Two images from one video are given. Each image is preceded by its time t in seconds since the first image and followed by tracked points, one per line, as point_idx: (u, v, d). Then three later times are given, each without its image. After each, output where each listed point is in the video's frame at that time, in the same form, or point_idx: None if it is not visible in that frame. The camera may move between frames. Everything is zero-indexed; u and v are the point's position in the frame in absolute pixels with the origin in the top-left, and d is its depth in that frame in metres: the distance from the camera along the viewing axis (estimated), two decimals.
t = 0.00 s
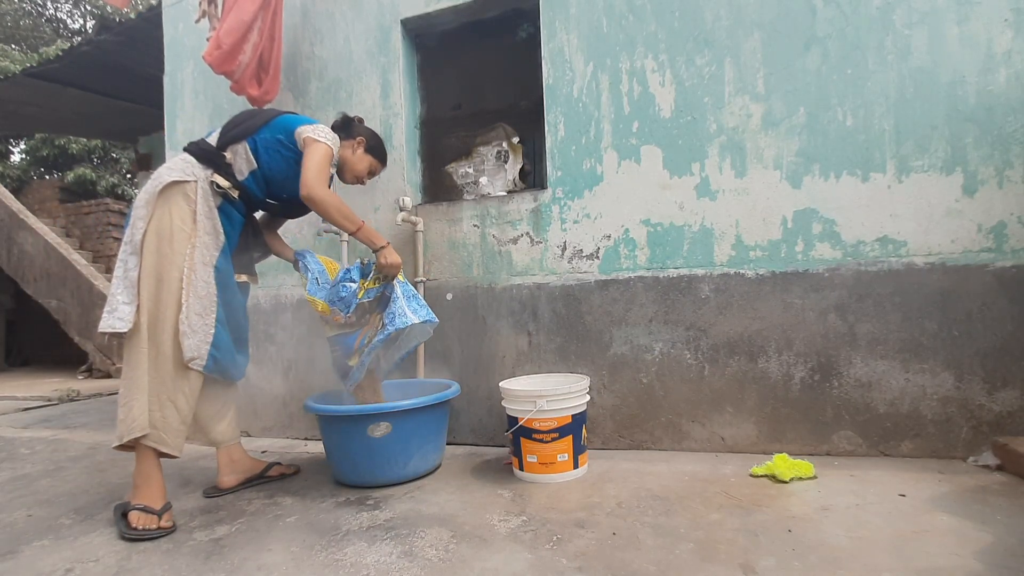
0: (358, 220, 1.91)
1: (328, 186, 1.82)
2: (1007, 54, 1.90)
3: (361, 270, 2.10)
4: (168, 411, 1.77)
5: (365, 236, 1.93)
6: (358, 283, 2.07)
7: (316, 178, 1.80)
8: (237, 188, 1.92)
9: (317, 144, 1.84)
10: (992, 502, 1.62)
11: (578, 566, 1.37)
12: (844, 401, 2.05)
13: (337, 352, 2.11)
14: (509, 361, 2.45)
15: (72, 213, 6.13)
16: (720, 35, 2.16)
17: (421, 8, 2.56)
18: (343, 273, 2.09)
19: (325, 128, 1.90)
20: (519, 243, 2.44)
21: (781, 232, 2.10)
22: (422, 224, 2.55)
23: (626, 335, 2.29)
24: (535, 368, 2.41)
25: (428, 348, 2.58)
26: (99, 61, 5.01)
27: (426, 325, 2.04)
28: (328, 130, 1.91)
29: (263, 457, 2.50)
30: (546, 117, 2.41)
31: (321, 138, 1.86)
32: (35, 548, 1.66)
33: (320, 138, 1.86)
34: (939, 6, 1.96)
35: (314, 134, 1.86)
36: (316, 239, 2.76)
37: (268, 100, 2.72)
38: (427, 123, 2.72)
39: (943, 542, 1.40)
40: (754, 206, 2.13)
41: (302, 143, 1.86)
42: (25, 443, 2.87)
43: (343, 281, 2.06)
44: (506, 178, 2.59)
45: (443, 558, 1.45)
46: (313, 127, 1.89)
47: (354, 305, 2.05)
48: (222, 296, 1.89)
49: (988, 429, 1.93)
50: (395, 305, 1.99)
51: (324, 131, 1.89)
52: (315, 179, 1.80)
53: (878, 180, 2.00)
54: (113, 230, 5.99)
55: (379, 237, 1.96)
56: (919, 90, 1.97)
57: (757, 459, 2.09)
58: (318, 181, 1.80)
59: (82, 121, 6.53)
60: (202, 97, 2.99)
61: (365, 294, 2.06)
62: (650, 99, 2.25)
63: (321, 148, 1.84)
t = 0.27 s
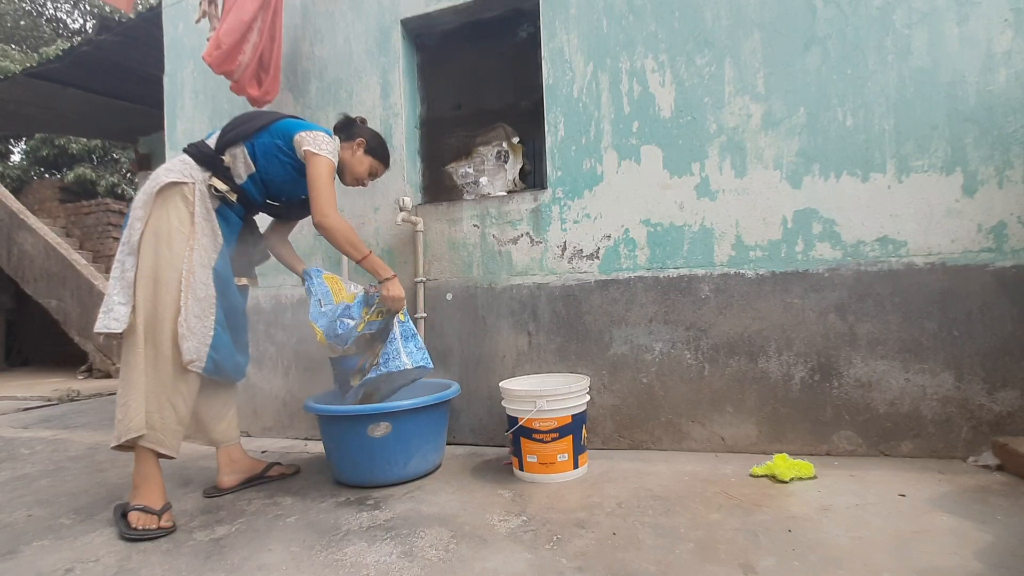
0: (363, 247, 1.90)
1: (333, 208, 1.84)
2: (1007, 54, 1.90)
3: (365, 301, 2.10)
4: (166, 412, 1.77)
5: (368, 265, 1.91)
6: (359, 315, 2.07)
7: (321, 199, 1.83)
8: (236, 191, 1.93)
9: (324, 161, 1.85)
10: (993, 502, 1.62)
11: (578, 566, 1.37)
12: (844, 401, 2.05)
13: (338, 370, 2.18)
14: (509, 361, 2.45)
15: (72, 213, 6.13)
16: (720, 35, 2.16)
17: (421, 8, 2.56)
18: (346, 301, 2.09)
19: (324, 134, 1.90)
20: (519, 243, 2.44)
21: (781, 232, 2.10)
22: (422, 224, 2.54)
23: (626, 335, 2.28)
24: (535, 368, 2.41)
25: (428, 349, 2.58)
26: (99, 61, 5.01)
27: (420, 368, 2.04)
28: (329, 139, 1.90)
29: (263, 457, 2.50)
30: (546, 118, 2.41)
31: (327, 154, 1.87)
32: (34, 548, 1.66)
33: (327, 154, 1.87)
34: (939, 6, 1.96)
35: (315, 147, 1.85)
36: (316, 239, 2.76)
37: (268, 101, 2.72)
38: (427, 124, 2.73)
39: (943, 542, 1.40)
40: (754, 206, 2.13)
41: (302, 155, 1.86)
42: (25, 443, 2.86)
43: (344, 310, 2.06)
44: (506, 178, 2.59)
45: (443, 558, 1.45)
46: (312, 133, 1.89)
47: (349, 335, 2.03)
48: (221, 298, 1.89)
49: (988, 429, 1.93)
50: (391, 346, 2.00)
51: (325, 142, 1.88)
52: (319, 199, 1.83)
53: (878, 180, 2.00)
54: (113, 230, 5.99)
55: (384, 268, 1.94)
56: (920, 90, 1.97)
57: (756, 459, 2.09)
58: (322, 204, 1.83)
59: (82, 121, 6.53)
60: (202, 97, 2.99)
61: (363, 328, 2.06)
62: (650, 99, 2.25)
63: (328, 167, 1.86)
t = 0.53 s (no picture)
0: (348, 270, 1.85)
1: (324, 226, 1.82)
2: (1007, 54, 1.90)
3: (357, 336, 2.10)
4: (167, 413, 1.77)
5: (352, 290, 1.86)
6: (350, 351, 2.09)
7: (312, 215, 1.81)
8: (233, 194, 1.93)
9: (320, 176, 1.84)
10: (993, 502, 1.62)
11: (578, 566, 1.37)
12: (844, 401, 2.05)
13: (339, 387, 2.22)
14: (509, 361, 2.45)
15: (72, 213, 6.13)
16: (720, 35, 2.16)
17: (421, 8, 2.56)
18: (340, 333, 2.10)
19: (321, 142, 1.88)
20: (519, 243, 2.44)
21: (781, 232, 2.10)
22: (422, 224, 2.54)
23: (626, 335, 2.29)
24: (535, 368, 2.41)
25: (428, 349, 2.58)
26: (99, 61, 5.01)
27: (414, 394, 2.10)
28: (325, 148, 1.88)
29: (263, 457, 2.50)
30: (546, 118, 2.41)
31: (324, 166, 1.85)
32: (34, 548, 1.66)
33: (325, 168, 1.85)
34: (939, 6, 1.96)
35: (311, 157, 1.83)
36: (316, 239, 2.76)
37: (269, 102, 2.74)
38: (427, 124, 2.73)
39: (943, 542, 1.40)
40: (754, 206, 2.13)
41: (297, 163, 1.85)
42: (25, 443, 2.86)
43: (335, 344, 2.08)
44: (506, 178, 2.59)
45: (443, 558, 1.45)
46: (309, 140, 1.87)
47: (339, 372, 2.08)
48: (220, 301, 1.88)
49: (988, 429, 1.93)
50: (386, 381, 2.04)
51: (320, 151, 1.86)
52: (311, 215, 1.81)
53: (878, 180, 2.00)
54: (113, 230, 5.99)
55: (367, 297, 1.88)
56: (919, 90, 1.97)
57: (756, 459, 2.09)
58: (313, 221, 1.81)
59: (82, 121, 6.53)
60: (202, 97, 2.98)
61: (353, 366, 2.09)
62: (650, 99, 2.25)
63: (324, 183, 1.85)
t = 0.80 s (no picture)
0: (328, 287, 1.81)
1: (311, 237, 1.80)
2: (1007, 54, 1.90)
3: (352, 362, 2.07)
4: (166, 416, 1.78)
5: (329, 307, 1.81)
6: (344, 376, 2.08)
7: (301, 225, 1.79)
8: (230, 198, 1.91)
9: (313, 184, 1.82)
10: (993, 502, 1.62)
11: (578, 566, 1.37)
12: (844, 401, 2.05)
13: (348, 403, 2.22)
14: (509, 361, 2.45)
15: (72, 213, 6.13)
16: (720, 35, 2.16)
17: (421, 8, 2.56)
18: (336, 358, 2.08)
19: (318, 150, 1.87)
20: (519, 243, 2.44)
21: (781, 232, 2.10)
22: (422, 224, 2.54)
23: (626, 335, 2.28)
24: (535, 368, 2.41)
25: (428, 349, 2.57)
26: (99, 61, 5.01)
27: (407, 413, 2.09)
28: (321, 157, 1.86)
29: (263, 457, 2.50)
30: (546, 118, 2.41)
31: (318, 175, 1.83)
32: (34, 548, 1.66)
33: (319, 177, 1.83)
34: (938, 6, 1.96)
35: (305, 166, 1.81)
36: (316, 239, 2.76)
37: (269, 102, 2.74)
38: (427, 124, 2.73)
39: (943, 542, 1.40)
40: (754, 206, 2.13)
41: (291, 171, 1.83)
42: (25, 443, 2.86)
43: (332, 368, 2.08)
44: (506, 178, 2.59)
45: (443, 558, 1.45)
46: (305, 148, 1.85)
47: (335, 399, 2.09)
48: (220, 304, 1.87)
49: (988, 429, 1.93)
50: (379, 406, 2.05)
51: (315, 161, 1.83)
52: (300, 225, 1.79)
53: (878, 180, 2.00)
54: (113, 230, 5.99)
55: (344, 316, 1.83)
56: (920, 90, 1.97)
57: (756, 459, 2.09)
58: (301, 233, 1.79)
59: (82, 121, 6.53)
60: (202, 97, 2.98)
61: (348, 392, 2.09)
62: (650, 99, 2.25)
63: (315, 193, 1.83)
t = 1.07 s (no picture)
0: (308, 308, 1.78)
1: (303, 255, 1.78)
2: (1007, 54, 1.90)
3: (364, 390, 2.07)
4: (167, 422, 1.78)
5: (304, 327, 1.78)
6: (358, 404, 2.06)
7: (294, 239, 1.77)
8: (226, 205, 1.91)
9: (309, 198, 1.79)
10: (993, 503, 1.62)
11: (578, 566, 1.37)
12: (844, 401, 2.05)
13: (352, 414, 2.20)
14: (509, 361, 2.45)
15: (72, 213, 6.13)
16: (720, 35, 2.16)
17: (421, 8, 2.56)
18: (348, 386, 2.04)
19: (315, 161, 1.84)
20: (519, 243, 2.44)
21: (781, 232, 2.10)
22: (422, 225, 2.54)
23: (626, 335, 2.28)
24: (535, 368, 2.41)
25: (428, 349, 2.57)
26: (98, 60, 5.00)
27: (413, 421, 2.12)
28: (319, 168, 1.84)
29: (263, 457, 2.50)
30: (546, 118, 2.41)
31: (313, 188, 1.81)
32: (34, 548, 1.66)
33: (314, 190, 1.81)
34: (938, 6, 1.96)
35: (301, 178, 1.79)
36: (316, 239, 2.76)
37: (268, 101, 2.74)
38: (427, 123, 2.73)
39: (943, 542, 1.40)
40: (754, 206, 2.13)
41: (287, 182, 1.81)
42: (25, 443, 2.86)
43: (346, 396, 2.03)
44: (506, 178, 2.59)
45: (443, 558, 1.45)
46: (302, 159, 1.82)
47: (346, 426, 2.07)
48: (220, 310, 1.87)
49: (988, 429, 1.93)
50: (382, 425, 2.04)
51: (311, 173, 1.81)
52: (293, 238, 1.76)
53: (878, 180, 2.00)
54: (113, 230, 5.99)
55: (314, 338, 1.79)
56: (920, 90, 1.97)
57: (756, 459, 2.09)
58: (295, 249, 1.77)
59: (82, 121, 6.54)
60: (202, 97, 2.99)
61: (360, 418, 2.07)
62: (650, 99, 2.25)
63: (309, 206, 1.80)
